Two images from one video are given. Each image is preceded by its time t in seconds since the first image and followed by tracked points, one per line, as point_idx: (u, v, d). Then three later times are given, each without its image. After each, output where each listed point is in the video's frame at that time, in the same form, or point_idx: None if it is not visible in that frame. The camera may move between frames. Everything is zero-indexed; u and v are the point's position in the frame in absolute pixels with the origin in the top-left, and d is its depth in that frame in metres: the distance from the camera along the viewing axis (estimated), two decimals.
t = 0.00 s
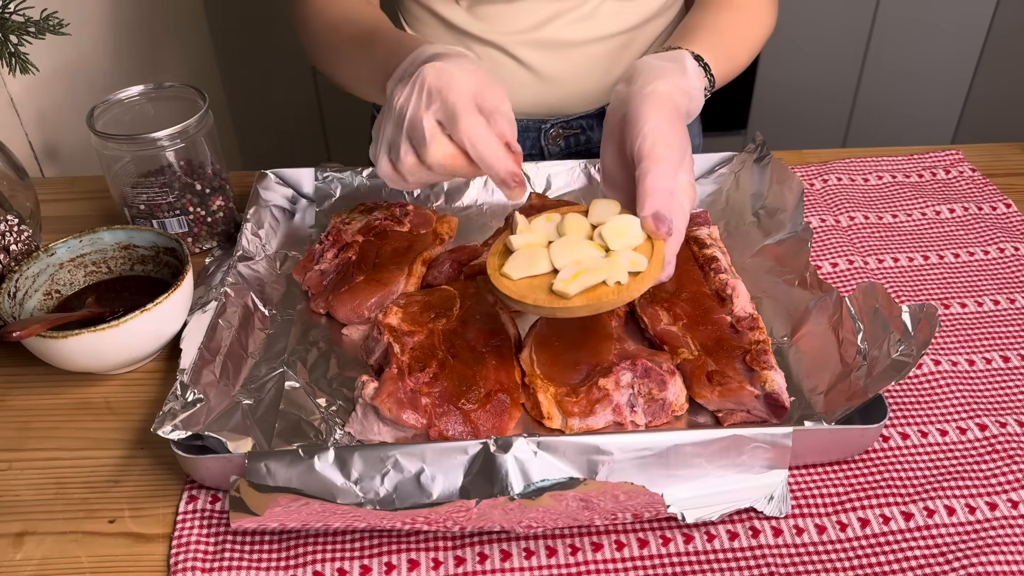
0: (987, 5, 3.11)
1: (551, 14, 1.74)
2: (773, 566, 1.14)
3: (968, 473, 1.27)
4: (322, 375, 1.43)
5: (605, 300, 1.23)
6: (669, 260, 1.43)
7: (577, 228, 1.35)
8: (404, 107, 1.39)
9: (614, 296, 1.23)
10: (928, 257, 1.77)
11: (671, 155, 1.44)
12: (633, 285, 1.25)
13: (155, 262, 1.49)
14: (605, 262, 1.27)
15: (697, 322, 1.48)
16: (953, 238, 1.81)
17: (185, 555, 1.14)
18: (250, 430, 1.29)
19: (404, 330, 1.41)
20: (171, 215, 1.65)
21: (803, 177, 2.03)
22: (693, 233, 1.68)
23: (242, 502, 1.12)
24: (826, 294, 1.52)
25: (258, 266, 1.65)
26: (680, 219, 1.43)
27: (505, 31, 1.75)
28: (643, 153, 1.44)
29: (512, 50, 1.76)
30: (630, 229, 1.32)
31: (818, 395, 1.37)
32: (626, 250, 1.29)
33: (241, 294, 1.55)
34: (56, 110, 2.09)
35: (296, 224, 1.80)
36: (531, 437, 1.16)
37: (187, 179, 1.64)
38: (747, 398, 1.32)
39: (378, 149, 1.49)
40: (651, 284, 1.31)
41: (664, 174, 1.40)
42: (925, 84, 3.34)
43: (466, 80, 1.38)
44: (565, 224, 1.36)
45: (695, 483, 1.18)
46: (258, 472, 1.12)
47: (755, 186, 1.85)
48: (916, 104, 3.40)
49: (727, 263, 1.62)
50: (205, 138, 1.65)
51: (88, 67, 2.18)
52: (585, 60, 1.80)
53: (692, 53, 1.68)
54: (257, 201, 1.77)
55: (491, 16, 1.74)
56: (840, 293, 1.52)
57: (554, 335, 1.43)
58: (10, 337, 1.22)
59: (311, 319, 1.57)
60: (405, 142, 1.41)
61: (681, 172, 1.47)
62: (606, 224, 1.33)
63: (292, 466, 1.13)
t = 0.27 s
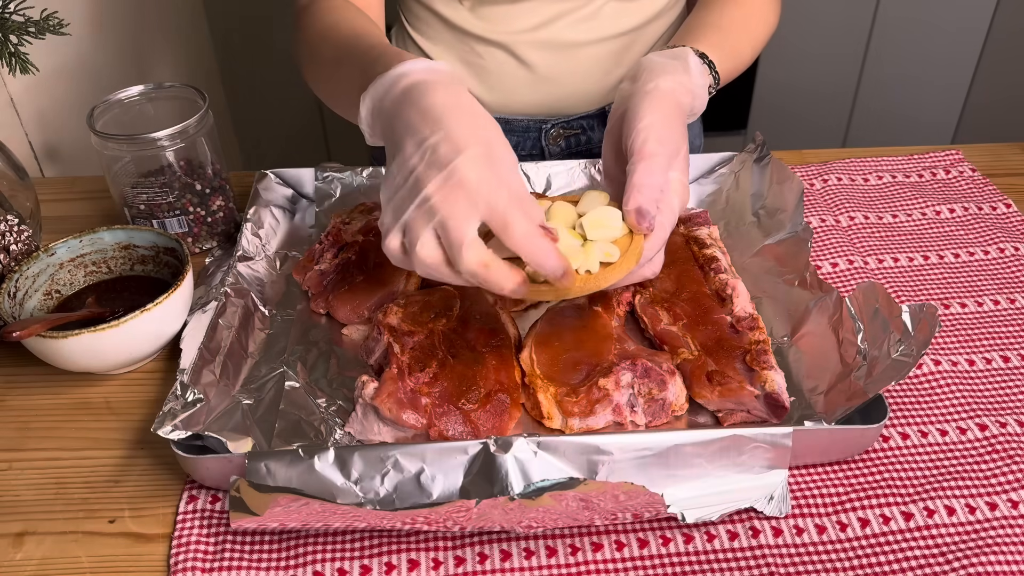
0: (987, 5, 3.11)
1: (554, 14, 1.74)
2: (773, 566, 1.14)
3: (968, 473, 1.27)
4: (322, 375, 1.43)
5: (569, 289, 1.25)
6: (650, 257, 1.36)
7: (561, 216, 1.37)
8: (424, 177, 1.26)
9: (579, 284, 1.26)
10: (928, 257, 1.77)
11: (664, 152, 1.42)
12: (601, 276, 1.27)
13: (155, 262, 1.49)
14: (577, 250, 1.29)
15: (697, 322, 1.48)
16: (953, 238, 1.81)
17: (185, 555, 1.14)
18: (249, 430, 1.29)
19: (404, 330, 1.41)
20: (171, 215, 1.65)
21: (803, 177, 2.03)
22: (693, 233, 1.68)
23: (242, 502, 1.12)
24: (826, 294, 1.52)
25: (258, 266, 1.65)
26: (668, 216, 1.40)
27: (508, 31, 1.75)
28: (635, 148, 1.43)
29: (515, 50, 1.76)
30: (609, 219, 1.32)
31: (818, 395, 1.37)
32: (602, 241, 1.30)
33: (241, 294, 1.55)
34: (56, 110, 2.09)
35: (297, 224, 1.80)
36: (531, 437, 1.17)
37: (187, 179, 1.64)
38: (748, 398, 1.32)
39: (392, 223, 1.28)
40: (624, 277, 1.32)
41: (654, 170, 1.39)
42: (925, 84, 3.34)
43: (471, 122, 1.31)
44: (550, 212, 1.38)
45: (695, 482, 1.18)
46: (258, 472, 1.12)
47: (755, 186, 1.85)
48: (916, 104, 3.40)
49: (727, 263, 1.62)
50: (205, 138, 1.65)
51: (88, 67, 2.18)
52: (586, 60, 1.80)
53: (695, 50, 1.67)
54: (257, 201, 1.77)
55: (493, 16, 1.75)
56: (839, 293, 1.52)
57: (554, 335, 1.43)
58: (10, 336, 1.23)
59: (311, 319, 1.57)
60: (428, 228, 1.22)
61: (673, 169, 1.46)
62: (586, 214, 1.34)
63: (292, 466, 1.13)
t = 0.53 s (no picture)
0: (987, 5, 3.11)
1: (555, 16, 1.74)
2: (773, 566, 1.14)
3: (968, 473, 1.27)
4: (323, 375, 1.43)
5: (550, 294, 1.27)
6: (637, 262, 1.36)
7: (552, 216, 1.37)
8: (427, 195, 1.25)
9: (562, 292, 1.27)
10: (928, 257, 1.77)
11: (654, 158, 1.43)
12: (586, 282, 1.27)
13: (155, 262, 1.49)
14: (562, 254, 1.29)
15: (697, 322, 1.48)
16: (953, 238, 1.81)
17: (185, 555, 1.14)
18: (249, 430, 1.29)
19: (404, 330, 1.41)
20: (171, 215, 1.65)
21: (803, 177, 2.03)
22: (693, 233, 1.68)
23: (242, 503, 1.12)
24: (826, 294, 1.52)
25: (258, 266, 1.65)
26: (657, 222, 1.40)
27: (509, 32, 1.75)
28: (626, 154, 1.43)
29: (516, 51, 1.76)
30: (595, 226, 1.31)
31: (818, 395, 1.37)
32: (587, 247, 1.30)
33: (241, 294, 1.55)
34: (56, 109, 2.09)
35: (297, 224, 1.80)
36: (531, 437, 1.17)
37: (187, 179, 1.65)
38: (748, 398, 1.32)
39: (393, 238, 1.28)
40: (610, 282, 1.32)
41: (643, 176, 1.39)
42: (925, 85, 3.34)
43: (465, 132, 1.29)
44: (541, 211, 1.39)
45: (695, 482, 1.18)
46: (258, 472, 1.12)
47: (755, 186, 1.85)
48: (916, 104, 3.40)
49: (727, 263, 1.62)
50: (205, 138, 1.65)
51: (88, 67, 2.18)
52: (586, 61, 1.80)
53: (690, 55, 1.67)
54: (257, 201, 1.77)
55: (494, 18, 1.74)
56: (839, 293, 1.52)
57: (554, 336, 1.43)
58: (10, 336, 1.23)
59: (310, 319, 1.57)
60: (436, 247, 1.23)
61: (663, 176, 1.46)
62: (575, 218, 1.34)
63: (292, 466, 1.13)
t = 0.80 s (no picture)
0: (988, 5, 3.11)
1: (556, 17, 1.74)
2: (773, 566, 1.14)
3: (968, 473, 1.27)
4: (322, 375, 1.43)
5: (570, 309, 1.25)
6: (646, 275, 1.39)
7: (560, 228, 1.37)
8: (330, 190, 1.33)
9: (582, 305, 1.25)
10: (928, 257, 1.77)
11: (664, 171, 1.46)
12: (601, 296, 1.27)
13: (155, 262, 1.49)
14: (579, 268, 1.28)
15: (697, 322, 1.48)
16: (953, 238, 1.81)
17: (185, 555, 1.14)
18: (249, 430, 1.29)
19: (404, 330, 1.41)
20: (171, 215, 1.65)
21: (803, 177, 2.03)
22: (693, 233, 1.68)
23: (242, 502, 1.12)
24: (826, 294, 1.52)
25: (258, 266, 1.65)
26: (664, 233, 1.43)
27: (511, 34, 1.75)
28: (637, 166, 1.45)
29: (517, 52, 1.76)
30: (607, 239, 1.32)
31: (818, 395, 1.37)
32: (600, 261, 1.30)
33: (241, 294, 1.55)
34: (56, 109, 2.09)
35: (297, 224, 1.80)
36: (531, 437, 1.17)
37: (187, 179, 1.65)
38: (748, 398, 1.32)
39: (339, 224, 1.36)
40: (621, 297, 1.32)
41: (653, 189, 1.41)
42: (925, 85, 3.34)
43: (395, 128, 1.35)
44: (549, 221, 1.38)
45: (695, 483, 1.18)
46: (258, 473, 1.12)
47: (755, 186, 1.85)
48: (916, 104, 3.40)
49: (727, 263, 1.62)
50: (205, 138, 1.65)
51: (88, 67, 2.18)
52: (586, 61, 1.80)
53: (693, 63, 1.69)
54: (257, 201, 1.77)
55: (494, 19, 1.74)
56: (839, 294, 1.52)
57: (554, 336, 1.43)
58: (10, 336, 1.23)
59: (310, 319, 1.57)
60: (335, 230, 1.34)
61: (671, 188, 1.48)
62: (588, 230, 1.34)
63: (292, 466, 1.13)
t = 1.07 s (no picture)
0: (988, 5, 3.11)
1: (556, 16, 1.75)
2: (773, 566, 1.14)
3: (968, 473, 1.27)
4: (323, 375, 1.43)
5: (657, 262, 1.34)
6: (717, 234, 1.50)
7: (629, 188, 1.46)
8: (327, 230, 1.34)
9: (666, 259, 1.35)
10: (928, 257, 1.77)
11: (725, 131, 1.54)
12: (684, 249, 1.36)
13: (155, 262, 1.49)
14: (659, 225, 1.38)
15: (697, 322, 1.47)
16: (953, 238, 1.81)
17: (185, 555, 1.14)
18: (249, 430, 1.29)
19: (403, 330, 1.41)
20: (171, 215, 1.65)
21: (803, 177, 2.03)
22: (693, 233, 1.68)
23: (242, 502, 1.12)
24: (826, 294, 1.53)
25: (258, 266, 1.65)
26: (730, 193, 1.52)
27: (511, 34, 1.75)
28: (700, 127, 1.55)
29: (518, 51, 1.76)
30: (684, 196, 1.42)
31: (818, 395, 1.37)
32: (680, 216, 1.40)
33: (241, 294, 1.55)
34: (55, 109, 2.09)
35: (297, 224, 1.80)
36: (530, 437, 1.17)
37: (187, 179, 1.65)
38: (748, 398, 1.32)
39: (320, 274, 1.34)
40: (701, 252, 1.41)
41: (718, 150, 1.51)
42: (925, 84, 3.34)
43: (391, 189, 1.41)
44: (615, 183, 1.46)
45: (695, 483, 1.17)
46: (257, 472, 1.12)
47: (755, 186, 1.85)
48: (916, 104, 3.40)
49: (728, 263, 1.61)
50: (205, 138, 1.65)
51: (88, 67, 2.18)
52: (586, 61, 1.80)
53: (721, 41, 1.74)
54: (257, 201, 1.77)
55: (494, 19, 1.74)
56: (839, 293, 1.53)
57: (555, 336, 1.44)
58: (10, 336, 1.23)
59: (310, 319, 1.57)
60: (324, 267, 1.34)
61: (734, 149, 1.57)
62: (659, 190, 1.43)
63: (292, 466, 1.12)
